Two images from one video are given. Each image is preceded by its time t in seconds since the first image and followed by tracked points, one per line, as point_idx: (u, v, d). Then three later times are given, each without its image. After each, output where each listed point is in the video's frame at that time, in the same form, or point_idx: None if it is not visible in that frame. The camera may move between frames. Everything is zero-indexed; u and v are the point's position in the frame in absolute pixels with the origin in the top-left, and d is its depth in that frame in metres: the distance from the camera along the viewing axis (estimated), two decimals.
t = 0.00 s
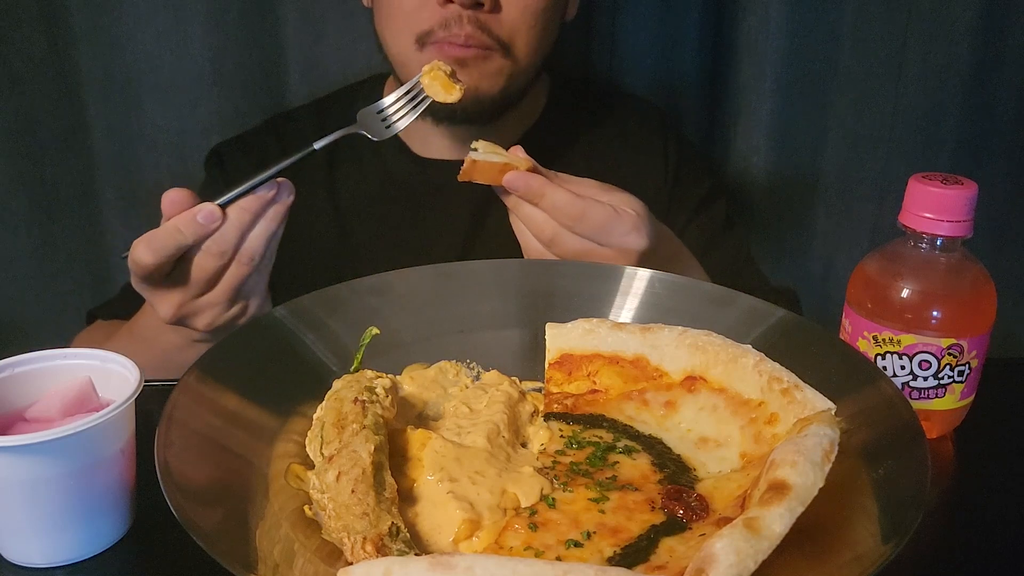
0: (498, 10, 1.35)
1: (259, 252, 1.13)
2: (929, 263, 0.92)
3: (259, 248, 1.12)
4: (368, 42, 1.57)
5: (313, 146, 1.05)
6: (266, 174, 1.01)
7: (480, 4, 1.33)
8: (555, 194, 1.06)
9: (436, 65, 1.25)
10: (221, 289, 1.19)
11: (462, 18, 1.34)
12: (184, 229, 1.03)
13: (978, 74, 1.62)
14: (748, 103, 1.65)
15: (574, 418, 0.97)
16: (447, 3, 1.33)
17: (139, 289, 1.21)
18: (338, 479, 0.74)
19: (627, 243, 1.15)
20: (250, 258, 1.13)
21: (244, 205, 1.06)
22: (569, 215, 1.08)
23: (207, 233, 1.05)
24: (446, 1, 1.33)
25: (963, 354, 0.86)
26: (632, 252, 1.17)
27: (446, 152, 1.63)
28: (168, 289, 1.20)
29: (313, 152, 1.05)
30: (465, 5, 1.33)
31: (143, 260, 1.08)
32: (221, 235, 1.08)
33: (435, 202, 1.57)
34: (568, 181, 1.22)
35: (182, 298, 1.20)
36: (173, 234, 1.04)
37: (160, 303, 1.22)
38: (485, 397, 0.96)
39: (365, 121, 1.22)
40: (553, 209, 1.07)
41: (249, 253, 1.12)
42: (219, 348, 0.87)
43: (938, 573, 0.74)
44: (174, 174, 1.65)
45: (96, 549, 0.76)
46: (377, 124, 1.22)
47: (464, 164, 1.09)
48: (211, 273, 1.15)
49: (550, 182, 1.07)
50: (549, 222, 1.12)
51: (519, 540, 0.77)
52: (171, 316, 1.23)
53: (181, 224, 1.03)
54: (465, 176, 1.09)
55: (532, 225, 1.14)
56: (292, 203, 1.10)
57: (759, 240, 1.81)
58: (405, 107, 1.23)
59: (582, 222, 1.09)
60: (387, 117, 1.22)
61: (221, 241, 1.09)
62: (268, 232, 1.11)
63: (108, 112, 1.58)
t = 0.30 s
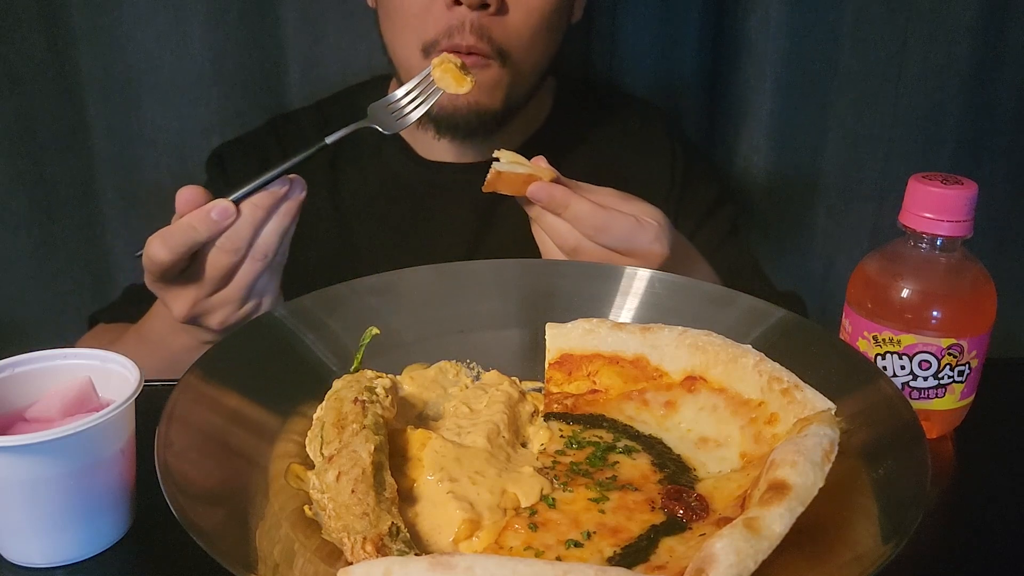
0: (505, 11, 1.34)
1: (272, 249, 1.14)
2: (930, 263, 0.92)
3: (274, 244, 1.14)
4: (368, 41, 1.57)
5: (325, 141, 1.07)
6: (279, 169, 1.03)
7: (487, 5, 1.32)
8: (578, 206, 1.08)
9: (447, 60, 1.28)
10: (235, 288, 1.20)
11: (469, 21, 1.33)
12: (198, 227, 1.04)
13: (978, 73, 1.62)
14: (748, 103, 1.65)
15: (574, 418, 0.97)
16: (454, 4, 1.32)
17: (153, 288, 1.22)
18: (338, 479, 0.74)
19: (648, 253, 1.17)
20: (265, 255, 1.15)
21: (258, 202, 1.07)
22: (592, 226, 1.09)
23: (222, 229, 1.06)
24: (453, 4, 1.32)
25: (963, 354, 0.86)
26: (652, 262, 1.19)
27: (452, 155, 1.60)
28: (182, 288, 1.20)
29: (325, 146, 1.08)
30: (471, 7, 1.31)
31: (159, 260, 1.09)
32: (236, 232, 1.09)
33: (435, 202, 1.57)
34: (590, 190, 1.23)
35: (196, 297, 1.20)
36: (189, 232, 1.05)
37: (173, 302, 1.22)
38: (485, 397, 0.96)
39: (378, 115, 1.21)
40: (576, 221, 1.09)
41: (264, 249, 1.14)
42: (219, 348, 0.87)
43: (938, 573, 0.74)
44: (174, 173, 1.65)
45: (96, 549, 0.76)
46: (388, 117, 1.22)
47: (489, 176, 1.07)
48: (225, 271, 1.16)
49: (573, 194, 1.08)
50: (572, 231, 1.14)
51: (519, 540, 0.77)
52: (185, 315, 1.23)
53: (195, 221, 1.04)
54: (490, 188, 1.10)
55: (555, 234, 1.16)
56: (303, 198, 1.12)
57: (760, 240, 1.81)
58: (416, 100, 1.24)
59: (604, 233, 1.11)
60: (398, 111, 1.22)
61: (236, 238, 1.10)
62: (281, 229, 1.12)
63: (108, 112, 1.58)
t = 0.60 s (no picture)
0: (512, 20, 1.34)
1: (286, 254, 1.14)
2: (930, 263, 0.92)
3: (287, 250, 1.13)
4: (367, 41, 1.57)
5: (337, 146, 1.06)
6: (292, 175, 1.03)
7: (495, 13, 1.31)
8: (597, 215, 1.08)
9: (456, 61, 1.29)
10: (249, 295, 1.19)
11: (475, 28, 1.32)
12: (213, 233, 1.04)
13: (977, 73, 1.62)
14: (747, 103, 1.65)
15: (574, 418, 0.97)
16: (461, 12, 1.31)
17: (166, 295, 1.21)
18: (338, 479, 0.74)
19: (665, 260, 1.17)
20: (279, 260, 1.14)
21: (272, 208, 1.07)
22: (610, 234, 1.09)
23: (236, 236, 1.06)
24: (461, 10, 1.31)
25: (963, 354, 0.86)
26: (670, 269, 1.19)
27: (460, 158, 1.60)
28: (195, 295, 1.20)
29: (338, 151, 1.07)
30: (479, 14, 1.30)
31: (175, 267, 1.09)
32: (250, 238, 1.09)
33: (435, 202, 1.57)
34: (606, 197, 1.23)
35: (209, 304, 1.19)
36: (203, 238, 1.05)
37: (187, 310, 1.21)
38: (485, 397, 0.96)
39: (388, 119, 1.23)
40: (595, 229, 1.09)
41: (278, 255, 1.13)
42: (220, 348, 0.87)
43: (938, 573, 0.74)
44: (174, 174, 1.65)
45: (95, 549, 0.76)
46: (400, 122, 1.23)
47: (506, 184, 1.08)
48: (240, 278, 1.15)
49: (592, 202, 1.08)
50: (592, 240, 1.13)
51: (519, 540, 0.77)
52: (198, 323, 1.22)
53: (210, 228, 1.04)
54: (508, 197, 1.09)
55: (573, 243, 1.16)
56: (316, 204, 1.12)
57: (760, 241, 1.81)
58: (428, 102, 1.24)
59: (623, 241, 1.11)
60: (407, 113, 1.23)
61: (250, 244, 1.10)
62: (294, 235, 1.12)
63: (109, 112, 1.58)
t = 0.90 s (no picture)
0: (513, 20, 1.33)
1: (291, 256, 1.14)
2: (929, 263, 0.92)
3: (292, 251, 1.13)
4: (367, 41, 1.57)
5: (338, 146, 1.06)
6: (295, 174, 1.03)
7: (496, 14, 1.31)
8: (605, 216, 1.08)
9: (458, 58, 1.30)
10: (255, 297, 1.19)
11: (477, 29, 1.31)
12: (217, 234, 1.05)
13: (977, 73, 1.62)
14: (747, 103, 1.65)
15: (574, 418, 0.97)
16: (462, 13, 1.30)
17: (171, 298, 1.21)
18: (338, 479, 0.74)
19: (672, 263, 1.17)
20: (284, 261, 1.14)
21: (275, 209, 1.07)
22: (617, 236, 1.10)
23: (240, 236, 1.07)
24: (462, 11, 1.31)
25: (963, 354, 0.86)
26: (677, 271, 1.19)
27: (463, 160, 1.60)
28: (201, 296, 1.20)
29: (340, 151, 1.06)
30: (481, 15, 1.30)
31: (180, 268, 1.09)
32: (254, 240, 1.09)
33: (435, 202, 1.57)
34: (613, 200, 1.23)
35: (215, 306, 1.20)
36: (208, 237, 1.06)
37: (192, 312, 1.21)
38: (485, 397, 0.96)
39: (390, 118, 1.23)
40: (603, 231, 1.09)
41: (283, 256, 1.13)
42: (219, 347, 0.87)
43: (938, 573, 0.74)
44: (174, 173, 1.65)
45: (95, 549, 0.76)
46: (402, 121, 1.23)
47: (513, 186, 1.08)
48: (245, 279, 1.16)
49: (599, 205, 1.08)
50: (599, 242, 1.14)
51: (519, 540, 0.77)
52: (203, 325, 1.22)
53: (215, 228, 1.06)
54: (516, 198, 1.10)
55: (580, 245, 1.16)
56: (320, 205, 1.12)
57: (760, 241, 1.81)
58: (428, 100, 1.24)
59: (630, 243, 1.11)
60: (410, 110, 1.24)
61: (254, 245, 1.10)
62: (298, 236, 1.12)
63: (109, 112, 1.58)
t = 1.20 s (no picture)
0: (513, 21, 1.32)
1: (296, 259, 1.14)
2: (929, 263, 0.92)
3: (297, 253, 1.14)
4: (367, 41, 1.57)
5: (343, 147, 1.08)
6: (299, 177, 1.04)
7: (495, 15, 1.30)
8: (607, 218, 1.08)
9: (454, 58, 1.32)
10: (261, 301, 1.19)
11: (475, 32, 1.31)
12: (224, 238, 1.05)
13: (977, 74, 1.62)
14: (747, 103, 1.65)
15: (574, 418, 0.97)
16: (461, 15, 1.30)
17: (177, 305, 1.21)
18: (338, 479, 0.74)
19: (673, 266, 1.18)
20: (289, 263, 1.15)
21: (280, 212, 1.08)
22: (619, 238, 1.10)
23: (247, 241, 1.06)
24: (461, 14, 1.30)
25: (963, 354, 0.86)
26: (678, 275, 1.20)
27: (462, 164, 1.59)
28: (207, 300, 1.20)
29: (344, 153, 1.08)
30: (480, 17, 1.29)
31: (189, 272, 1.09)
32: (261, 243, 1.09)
33: (435, 203, 1.57)
34: (614, 203, 1.24)
35: (222, 312, 1.19)
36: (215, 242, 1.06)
37: (198, 318, 1.21)
38: (485, 397, 0.96)
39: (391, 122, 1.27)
40: (604, 233, 1.09)
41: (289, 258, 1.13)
42: (219, 346, 0.87)
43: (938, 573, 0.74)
44: (174, 173, 1.65)
45: (95, 549, 0.76)
46: (405, 122, 1.24)
47: (514, 188, 1.09)
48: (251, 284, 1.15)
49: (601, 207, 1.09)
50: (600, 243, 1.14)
51: (519, 540, 0.77)
52: (210, 331, 1.21)
53: (221, 233, 1.05)
54: (517, 199, 1.10)
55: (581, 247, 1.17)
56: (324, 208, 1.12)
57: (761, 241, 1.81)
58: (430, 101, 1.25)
59: (631, 245, 1.12)
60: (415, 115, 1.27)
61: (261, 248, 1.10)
62: (303, 239, 1.13)
63: (109, 112, 1.58)
